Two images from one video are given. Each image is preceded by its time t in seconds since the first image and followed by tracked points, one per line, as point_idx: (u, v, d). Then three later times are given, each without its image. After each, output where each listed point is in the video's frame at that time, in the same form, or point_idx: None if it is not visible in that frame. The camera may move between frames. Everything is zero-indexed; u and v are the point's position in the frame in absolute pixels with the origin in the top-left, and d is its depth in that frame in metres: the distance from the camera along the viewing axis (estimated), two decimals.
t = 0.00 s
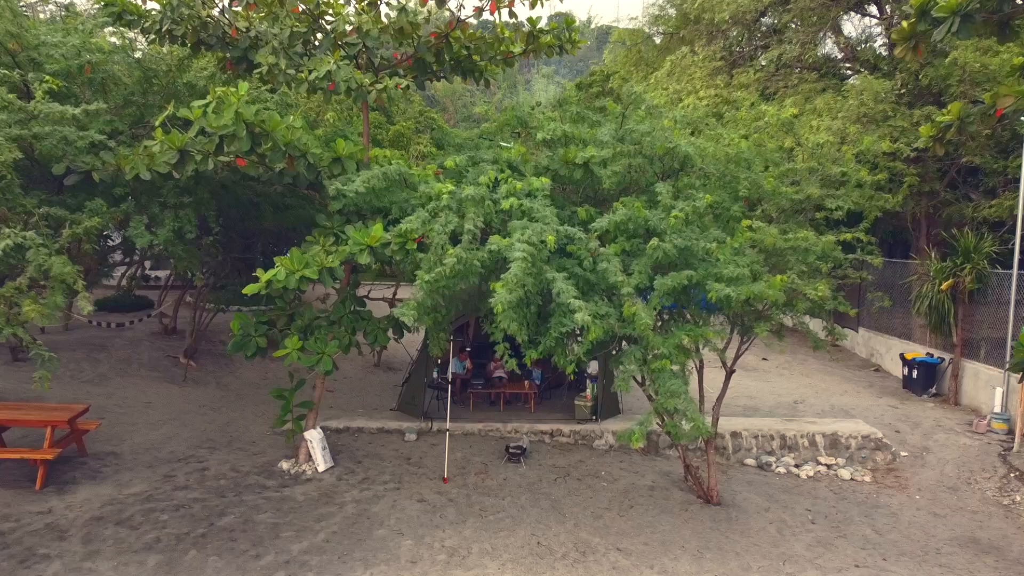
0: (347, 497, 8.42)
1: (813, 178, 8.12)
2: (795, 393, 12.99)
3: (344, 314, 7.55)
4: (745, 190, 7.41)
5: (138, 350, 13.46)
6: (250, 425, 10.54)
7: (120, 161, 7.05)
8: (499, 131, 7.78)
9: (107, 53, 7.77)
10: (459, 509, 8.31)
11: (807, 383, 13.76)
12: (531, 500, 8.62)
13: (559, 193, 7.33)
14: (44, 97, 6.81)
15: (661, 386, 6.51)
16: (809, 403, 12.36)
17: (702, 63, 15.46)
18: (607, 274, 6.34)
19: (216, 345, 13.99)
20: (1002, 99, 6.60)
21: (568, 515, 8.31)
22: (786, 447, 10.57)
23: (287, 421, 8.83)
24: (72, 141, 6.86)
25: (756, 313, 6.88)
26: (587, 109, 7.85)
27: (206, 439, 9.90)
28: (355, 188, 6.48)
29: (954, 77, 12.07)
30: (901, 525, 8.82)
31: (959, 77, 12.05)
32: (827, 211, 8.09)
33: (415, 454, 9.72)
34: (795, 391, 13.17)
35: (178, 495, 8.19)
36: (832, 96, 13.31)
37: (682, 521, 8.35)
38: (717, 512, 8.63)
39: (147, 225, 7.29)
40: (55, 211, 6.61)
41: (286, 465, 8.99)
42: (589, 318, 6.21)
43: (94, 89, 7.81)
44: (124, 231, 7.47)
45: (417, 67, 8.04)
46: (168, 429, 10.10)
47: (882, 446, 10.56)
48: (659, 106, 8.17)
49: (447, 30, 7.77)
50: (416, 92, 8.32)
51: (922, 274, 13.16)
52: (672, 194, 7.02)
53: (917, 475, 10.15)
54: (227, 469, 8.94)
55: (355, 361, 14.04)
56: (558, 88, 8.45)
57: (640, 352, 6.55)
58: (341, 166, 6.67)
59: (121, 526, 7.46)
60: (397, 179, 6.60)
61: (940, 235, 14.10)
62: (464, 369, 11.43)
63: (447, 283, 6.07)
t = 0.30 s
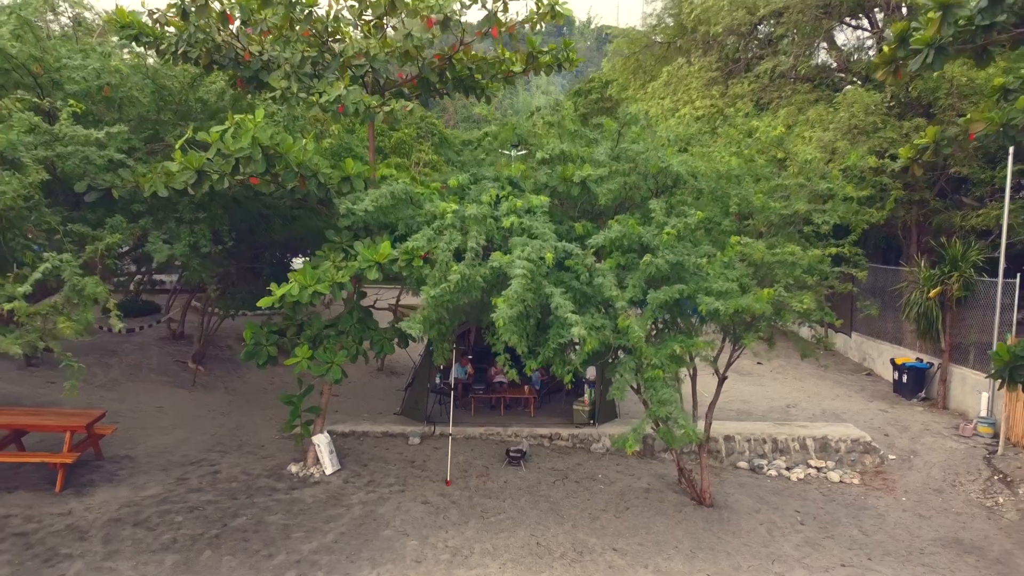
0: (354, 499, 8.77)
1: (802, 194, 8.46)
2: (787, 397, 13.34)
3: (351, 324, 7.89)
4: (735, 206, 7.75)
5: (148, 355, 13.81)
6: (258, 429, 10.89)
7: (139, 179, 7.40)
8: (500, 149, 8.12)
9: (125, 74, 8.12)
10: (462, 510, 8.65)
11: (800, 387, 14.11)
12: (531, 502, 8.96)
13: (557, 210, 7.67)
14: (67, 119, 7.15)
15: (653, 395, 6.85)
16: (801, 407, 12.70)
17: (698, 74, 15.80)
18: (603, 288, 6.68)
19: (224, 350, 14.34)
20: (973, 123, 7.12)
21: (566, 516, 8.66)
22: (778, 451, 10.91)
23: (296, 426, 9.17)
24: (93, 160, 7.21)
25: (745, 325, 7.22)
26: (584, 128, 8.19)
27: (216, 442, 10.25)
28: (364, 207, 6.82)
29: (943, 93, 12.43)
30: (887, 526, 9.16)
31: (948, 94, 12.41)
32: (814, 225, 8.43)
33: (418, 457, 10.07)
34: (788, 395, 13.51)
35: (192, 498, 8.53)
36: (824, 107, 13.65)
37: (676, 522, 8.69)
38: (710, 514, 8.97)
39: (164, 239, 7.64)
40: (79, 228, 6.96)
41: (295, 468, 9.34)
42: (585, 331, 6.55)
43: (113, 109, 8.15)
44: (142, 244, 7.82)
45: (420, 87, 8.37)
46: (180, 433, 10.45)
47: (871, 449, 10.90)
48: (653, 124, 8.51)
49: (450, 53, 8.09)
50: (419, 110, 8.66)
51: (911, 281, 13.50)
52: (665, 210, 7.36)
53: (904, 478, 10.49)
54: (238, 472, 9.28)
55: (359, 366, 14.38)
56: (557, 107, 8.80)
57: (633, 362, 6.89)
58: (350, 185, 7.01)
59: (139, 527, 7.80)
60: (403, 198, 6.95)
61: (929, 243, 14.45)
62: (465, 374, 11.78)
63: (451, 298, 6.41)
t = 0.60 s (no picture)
0: (360, 501, 9.12)
1: (790, 208, 8.79)
2: (780, 401, 13.68)
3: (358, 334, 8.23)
4: (726, 221, 8.10)
5: (156, 360, 14.15)
6: (266, 433, 11.23)
7: (156, 197, 7.74)
8: (500, 165, 8.46)
9: (141, 95, 8.46)
10: (464, 512, 9.00)
11: (792, 392, 14.45)
12: (530, 505, 9.30)
13: (555, 225, 8.01)
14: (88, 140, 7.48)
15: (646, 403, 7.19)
16: (794, 411, 13.05)
17: (694, 84, 16.13)
18: (599, 302, 7.02)
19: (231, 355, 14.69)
20: (949, 146, 7.57)
21: (564, 518, 9.00)
22: (770, 454, 11.26)
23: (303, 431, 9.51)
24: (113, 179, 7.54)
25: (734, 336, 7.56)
26: (581, 146, 8.54)
27: (226, 447, 10.59)
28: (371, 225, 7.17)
29: (932, 108, 12.73)
30: (874, 528, 9.50)
31: (937, 109, 12.71)
32: (802, 238, 8.78)
33: (421, 461, 10.41)
34: (781, 399, 13.86)
35: (205, 500, 8.88)
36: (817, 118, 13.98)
37: (670, 524, 9.04)
38: (703, 516, 9.32)
39: (179, 254, 7.99)
40: (100, 245, 7.30)
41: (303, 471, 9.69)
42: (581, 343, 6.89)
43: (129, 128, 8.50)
44: (158, 258, 8.17)
45: (424, 106, 8.72)
46: (190, 438, 10.79)
47: (860, 453, 11.25)
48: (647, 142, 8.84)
49: (453, 74, 8.42)
50: (423, 128, 9.00)
51: (902, 289, 13.84)
52: (659, 227, 7.71)
53: (891, 481, 10.84)
54: (248, 475, 9.63)
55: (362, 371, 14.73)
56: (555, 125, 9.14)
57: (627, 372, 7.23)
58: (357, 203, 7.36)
59: (155, 529, 8.15)
60: (409, 216, 7.29)
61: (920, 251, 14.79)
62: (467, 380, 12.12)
63: (454, 312, 6.76)
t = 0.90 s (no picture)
0: (366, 503, 9.47)
1: (781, 224, 9.14)
2: (773, 406, 14.04)
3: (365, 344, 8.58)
4: (718, 235, 8.45)
5: (165, 366, 14.51)
6: (274, 437, 11.58)
7: (171, 212, 8.09)
8: (501, 182, 8.82)
9: (156, 113, 8.80)
10: (466, 514, 9.36)
11: (786, 396, 14.81)
12: (529, 507, 9.66)
13: (554, 240, 8.38)
14: (108, 159, 7.83)
15: (639, 410, 7.55)
16: (786, 415, 13.41)
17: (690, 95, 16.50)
18: (595, 315, 7.38)
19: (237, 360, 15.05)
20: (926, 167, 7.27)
21: (562, 520, 9.36)
22: (762, 457, 11.61)
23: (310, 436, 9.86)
24: (130, 196, 7.89)
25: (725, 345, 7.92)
26: (578, 162, 8.89)
27: (235, 450, 10.95)
28: (378, 241, 7.52)
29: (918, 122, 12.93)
30: (861, 529, 9.85)
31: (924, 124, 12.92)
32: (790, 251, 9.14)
33: (425, 465, 10.77)
34: (775, 403, 14.21)
35: (217, 503, 9.23)
36: (809, 129, 14.34)
37: (664, 525, 9.39)
38: (696, 517, 9.67)
39: (194, 267, 8.34)
40: (120, 260, 7.65)
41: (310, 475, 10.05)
42: (578, 353, 7.25)
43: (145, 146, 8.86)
44: (173, 271, 8.52)
45: (428, 124, 9.06)
46: (200, 442, 11.14)
47: (849, 456, 11.65)
48: (642, 158, 9.20)
49: (456, 93, 8.76)
50: (426, 144, 9.35)
51: (892, 296, 14.20)
52: (653, 242, 8.06)
53: (879, 483, 11.19)
54: (258, 479, 9.99)
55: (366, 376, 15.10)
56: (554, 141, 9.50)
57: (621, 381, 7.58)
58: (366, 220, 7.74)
59: (170, 530, 8.50)
60: (413, 232, 7.65)
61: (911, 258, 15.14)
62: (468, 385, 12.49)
63: (457, 324, 7.12)
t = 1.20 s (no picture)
0: (372, 505, 9.82)
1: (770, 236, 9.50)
2: (767, 409, 14.38)
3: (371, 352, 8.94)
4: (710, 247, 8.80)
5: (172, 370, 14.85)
6: (281, 441, 11.93)
7: (186, 226, 8.43)
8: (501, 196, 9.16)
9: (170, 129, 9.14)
10: (469, 516, 9.71)
11: (780, 400, 15.16)
12: (529, 509, 10.01)
13: (552, 252, 8.73)
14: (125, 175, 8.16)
15: (634, 416, 7.89)
16: (779, 419, 13.75)
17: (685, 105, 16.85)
18: (592, 326, 7.73)
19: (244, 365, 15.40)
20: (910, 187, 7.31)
21: (561, 521, 9.71)
22: (755, 460, 11.94)
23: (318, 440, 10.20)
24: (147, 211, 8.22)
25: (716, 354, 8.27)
26: (577, 177, 9.23)
27: (244, 454, 11.29)
28: (385, 255, 7.87)
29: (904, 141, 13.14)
30: (850, 529, 10.20)
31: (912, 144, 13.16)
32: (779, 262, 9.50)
33: (428, 467, 11.11)
34: (768, 407, 14.55)
35: (228, 505, 9.58)
36: (802, 139, 14.69)
37: (659, 526, 9.74)
38: (690, 519, 10.02)
39: (207, 278, 8.69)
40: (137, 273, 7.99)
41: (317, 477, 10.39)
42: (576, 363, 7.60)
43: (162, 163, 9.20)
44: (187, 282, 8.86)
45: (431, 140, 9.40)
46: (210, 445, 11.47)
47: (840, 459, 11.98)
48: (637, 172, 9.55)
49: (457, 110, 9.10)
50: (429, 159, 9.69)
51: (883, 302, 14.55)
52: (648, 254, 8.40)
53: (868, 486, 11.53)
54: (267, 481, 10.33)
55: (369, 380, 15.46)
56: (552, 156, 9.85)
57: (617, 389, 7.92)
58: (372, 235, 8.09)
59: (183, 532, 8.83)
60: (418, 246, 7.99)
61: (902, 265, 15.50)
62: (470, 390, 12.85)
63: (461, 335, 7.46)
